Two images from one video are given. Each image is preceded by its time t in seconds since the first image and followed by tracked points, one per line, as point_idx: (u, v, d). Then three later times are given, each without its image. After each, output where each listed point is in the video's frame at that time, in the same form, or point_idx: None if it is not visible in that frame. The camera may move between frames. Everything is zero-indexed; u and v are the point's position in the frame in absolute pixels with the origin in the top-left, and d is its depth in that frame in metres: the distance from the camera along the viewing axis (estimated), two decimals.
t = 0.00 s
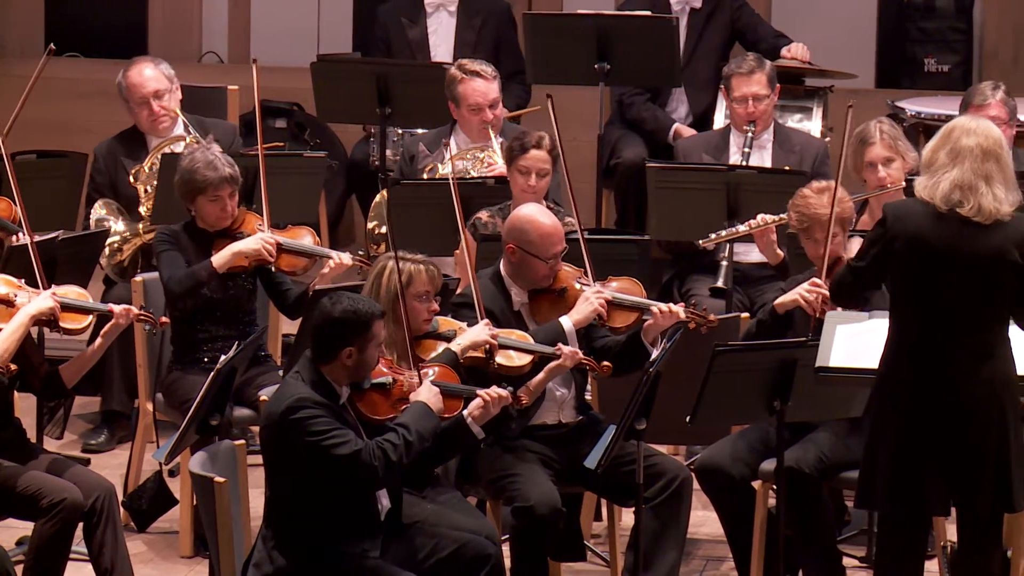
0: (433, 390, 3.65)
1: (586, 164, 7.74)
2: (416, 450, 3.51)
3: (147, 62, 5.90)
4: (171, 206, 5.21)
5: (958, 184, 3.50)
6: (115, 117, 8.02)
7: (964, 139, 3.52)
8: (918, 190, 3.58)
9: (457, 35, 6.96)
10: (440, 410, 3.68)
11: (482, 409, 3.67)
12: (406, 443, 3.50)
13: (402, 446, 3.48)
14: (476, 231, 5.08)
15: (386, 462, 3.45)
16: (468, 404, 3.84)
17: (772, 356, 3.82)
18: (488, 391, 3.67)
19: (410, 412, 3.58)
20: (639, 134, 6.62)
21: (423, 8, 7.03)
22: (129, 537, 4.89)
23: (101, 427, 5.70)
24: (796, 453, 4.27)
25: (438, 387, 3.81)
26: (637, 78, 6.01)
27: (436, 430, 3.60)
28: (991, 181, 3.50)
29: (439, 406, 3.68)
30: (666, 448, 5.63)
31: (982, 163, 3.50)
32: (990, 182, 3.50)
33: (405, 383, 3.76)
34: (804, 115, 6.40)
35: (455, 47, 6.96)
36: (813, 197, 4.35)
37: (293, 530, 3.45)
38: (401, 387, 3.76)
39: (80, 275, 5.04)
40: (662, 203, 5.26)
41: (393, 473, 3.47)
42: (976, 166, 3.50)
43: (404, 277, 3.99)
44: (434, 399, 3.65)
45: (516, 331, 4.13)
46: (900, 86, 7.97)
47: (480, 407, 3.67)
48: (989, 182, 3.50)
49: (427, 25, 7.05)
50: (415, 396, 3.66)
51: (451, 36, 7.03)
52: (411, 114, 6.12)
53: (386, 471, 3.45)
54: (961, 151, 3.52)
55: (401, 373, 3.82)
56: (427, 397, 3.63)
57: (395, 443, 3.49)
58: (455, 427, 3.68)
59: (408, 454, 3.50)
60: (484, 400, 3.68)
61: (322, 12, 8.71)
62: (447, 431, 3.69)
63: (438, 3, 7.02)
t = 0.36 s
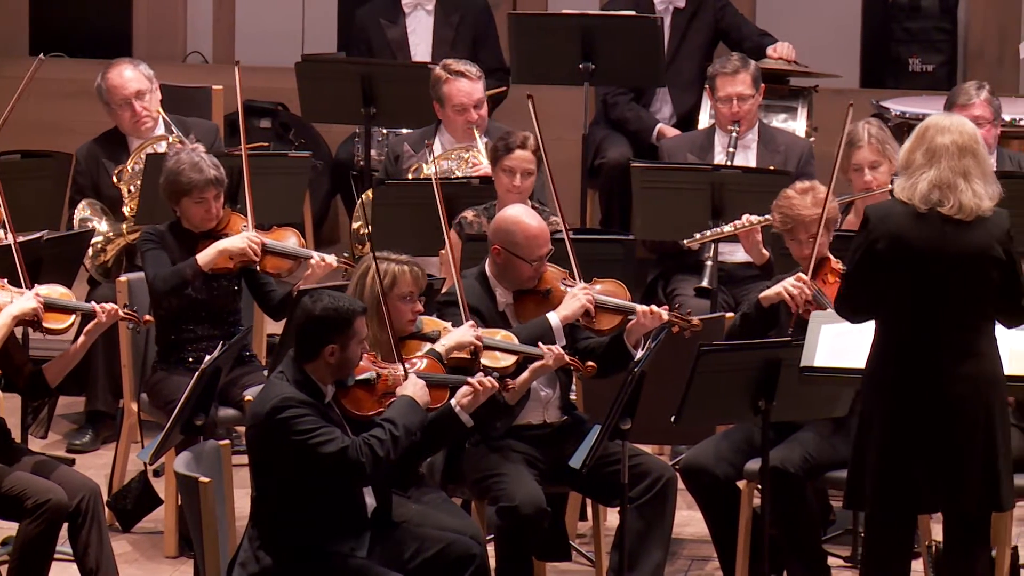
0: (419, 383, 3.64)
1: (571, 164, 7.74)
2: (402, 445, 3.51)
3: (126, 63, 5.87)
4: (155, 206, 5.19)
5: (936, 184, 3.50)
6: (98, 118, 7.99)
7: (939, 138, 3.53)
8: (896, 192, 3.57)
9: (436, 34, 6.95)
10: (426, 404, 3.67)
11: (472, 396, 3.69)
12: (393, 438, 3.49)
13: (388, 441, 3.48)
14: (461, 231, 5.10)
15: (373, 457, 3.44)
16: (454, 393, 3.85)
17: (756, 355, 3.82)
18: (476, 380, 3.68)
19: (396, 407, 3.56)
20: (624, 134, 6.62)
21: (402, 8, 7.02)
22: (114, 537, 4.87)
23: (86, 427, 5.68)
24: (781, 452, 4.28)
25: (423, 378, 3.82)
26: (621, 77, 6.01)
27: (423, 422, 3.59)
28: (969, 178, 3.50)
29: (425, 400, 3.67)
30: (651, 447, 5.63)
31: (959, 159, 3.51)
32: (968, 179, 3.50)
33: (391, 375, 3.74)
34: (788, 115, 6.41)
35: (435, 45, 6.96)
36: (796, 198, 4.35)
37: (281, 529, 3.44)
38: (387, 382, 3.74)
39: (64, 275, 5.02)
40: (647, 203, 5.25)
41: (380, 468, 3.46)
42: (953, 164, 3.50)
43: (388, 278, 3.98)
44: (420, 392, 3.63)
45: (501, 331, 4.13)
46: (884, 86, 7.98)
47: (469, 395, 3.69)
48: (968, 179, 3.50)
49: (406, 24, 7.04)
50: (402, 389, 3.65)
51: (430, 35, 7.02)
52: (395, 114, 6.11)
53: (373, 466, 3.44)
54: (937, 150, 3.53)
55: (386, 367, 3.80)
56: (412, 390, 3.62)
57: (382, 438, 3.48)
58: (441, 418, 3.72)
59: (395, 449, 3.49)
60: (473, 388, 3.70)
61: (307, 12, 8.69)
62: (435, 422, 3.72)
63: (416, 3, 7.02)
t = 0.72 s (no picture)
0: (409, 382, 3.64)
1: (559, 165, 7.73)
2: (391, 444, 3.50)
3: (112, 63, 5.86)
4: (143, 207, 5.18)
5: (928, 183, 3.51)
6: (86, 117, 7.96)
7: (926, 138, 3.54)
8: (887, 193, 3.58)
9: (421, 32, 6.95)
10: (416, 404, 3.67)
11: (456, 404, 3.72)
12: (382, 436, 3.48)
13: (377, 440, 3.47)
14: (449, 230, 5.09)
15: (362, 456, 3.43)
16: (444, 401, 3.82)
17: (743, 355, 3.82)
18: (461, 386, 3.71)
19: (385, 405, 3.55)
20: (613, 134, 6.62)
21: (388, 6, 7.02)
22: (103, 537, 4.86)
23: (74, 427, 5.66)
24: (770, 452, 4.28)
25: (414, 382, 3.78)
26: (609, 77, 6.01)
27: (412, 422, 3.59)
28: (959, 176, 3.52)
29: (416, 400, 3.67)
30: (640, 447, 5.64)
31: (948, 159, 3.52)
32: (958, 178, 3.52)
33: (379, 380, 3.74)
34: (776, 115, 6.42)
35: (419, 44, 6.95)
36: (781, 199, 4.34)
37: (268, 529, 3.43)
38: (375, 385, 3.74)
39: (51, 276, 5.00)
40: (635, 204, 5.25)
41: (370, 467, 3.45)
42: (942, 164, 3.52)
43: (375, 279, 3.97)
44: (411, 391, 3.63)
45: (487, 332, 4.11)
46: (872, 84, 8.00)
47: (453, 403, 3.73)
48: (958, 177, 3.52)
49: (392, 23, 7.03)
50: (392, 388, 3.65)
51: (416, 33, 7.01)
52: (383, 114, 6.10)
53: (362, 465, 3.43)
54: (926, 150, 3.54)
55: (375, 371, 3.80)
56: (402, 391, 3.62)
57: (371, 436, 3.47)
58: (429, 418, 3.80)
59: (384, 448, 3.49)
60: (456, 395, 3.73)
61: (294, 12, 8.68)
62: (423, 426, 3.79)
63: (402, 1, 7.01)
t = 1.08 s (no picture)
0: (398, 379, 3.64)
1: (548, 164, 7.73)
2: (380, 442, 3.49)
3: (101, 61, 5.85)
4: (131, 207, 5.16)
5: (920, 184, 3.53)
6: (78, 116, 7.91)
7: (916, 139, 3.56)
8: (878, 195, 3.59)
9: (412, 33, 6.94)
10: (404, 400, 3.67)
11: (448, 400, 3.73)
12: (371, 434, 3.48)
13: (366, 438, 3.46)
14: (438, 230, 5.08)
15: (351, 454, 3.42)
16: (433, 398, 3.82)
17: (730, 356, 3.83)
18: (453, 381, 3.73)
19: (373, 403, 3.55)
20: (602, 134, 6.62)
21: (379, 6, 7.01)
22: (92, 537, 4.84)
23: (62, 427, 5.65)
24: (758, 452, 4.28)
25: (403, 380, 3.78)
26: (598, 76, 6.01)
27: (400, 420, 3.58)
28: (950, 177, 3.54)
29: (404, 397, 3.66)
30: (628, 447, 5.64)
31: (938, 159, 3.54)
32: (949, 178, 3.54)
33: (368, 378, 3.74)
34: (765, 114, 6.42)
35: (410, 44, 6.94)
36: (768, 199, 4.32)
37: (257, 528, 3.42)
38: (364, 384, 3.73)
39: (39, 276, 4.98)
40: (624, 204, 5.25)
41: (358, 465, 3.44)
42: (932, 165, 3.53)
43: (364, 279, 3.96)
44: (400, 388, 3.63)
45: (473, 333, 4.10)
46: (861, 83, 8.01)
47: (445, 398, 3.73)
48: (949, 178, 3.53)
49: (382, 22, 7.03)
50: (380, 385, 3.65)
51: (407, 34, 7.01)
52: (372, 114, 6.09)
53: (352, 463, 3.42)
54: (916, 151, 3.56)
55: (364, 370, 3.80)
56: (391, 388, 3.61)
57: (359, 434, 3.46)
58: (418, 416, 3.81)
59: (373, 446, 3.48)
60: (449, 390, 3.75)
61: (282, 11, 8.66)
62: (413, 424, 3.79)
63: (393, 1, 7.00)
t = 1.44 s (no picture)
0: (387, 379, 3.63)
1: (537, 164, 7.73)
2: (369, 442, 3.49)
3: (103, 59, 5.87)
4: (120, 208, 5.15)
5: (912, 183, 3.55)
6: (65, 115, 7.89)
7: (907, 141, 3.57)
8: (870, 196, 3.62)
9: (403, 33, 6.93)
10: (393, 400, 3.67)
11: (437, 396, 3.77)
12: (360, 434, 3.47)
13: (354, 438, 3.46)
14: (427, 229, 5.05)
15: (340, 454, 3.42)
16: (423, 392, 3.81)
17: (719, 356, 3.83)
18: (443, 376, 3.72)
19: (362, 402, 3.54)
20: (591, 134, 6.62)
21: (370, 6, 6.99)
22: (81, 537, 4.83)
23: (51, 427, 5.63)
24: (746, 452, 4.28)
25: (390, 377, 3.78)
26: (587, 76, 6.01)
27: (390, 418, 3.57)
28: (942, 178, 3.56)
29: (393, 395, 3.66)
30: (617, 446, 5.64)
31: (930, 160, 3.56)
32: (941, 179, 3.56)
33: (356, 374, 3.73)
34: (753, 114, 6.43)
35: (401, 45, 6.92)
36: (761, 195, 4.33)
37: (246, 528, 3.41)
38: (352, 380, 3.73)
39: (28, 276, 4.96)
40: (612, 204, 5.26)
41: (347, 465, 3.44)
42: (924, 166, 3.55)
43: (351, 280, 3.96)
44: (388, 388, 3.62)
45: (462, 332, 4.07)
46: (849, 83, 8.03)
47: (435, 392, 3.76)
48: (941, 179, 3.56)
49: (373, 22, 7.02)
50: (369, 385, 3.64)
51: (397, 34, 7.01)
52: (360, 114, 6.08)
53: (340, 463, 3.42)
54: (908, 153, 3.58)
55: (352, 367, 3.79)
56: (380, 386, 3.61)
57: (348, 434, 3.46)
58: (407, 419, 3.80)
59: (362, 446, 3.48)
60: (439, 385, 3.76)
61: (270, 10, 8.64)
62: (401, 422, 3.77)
63: (385, 2, 6.99)
